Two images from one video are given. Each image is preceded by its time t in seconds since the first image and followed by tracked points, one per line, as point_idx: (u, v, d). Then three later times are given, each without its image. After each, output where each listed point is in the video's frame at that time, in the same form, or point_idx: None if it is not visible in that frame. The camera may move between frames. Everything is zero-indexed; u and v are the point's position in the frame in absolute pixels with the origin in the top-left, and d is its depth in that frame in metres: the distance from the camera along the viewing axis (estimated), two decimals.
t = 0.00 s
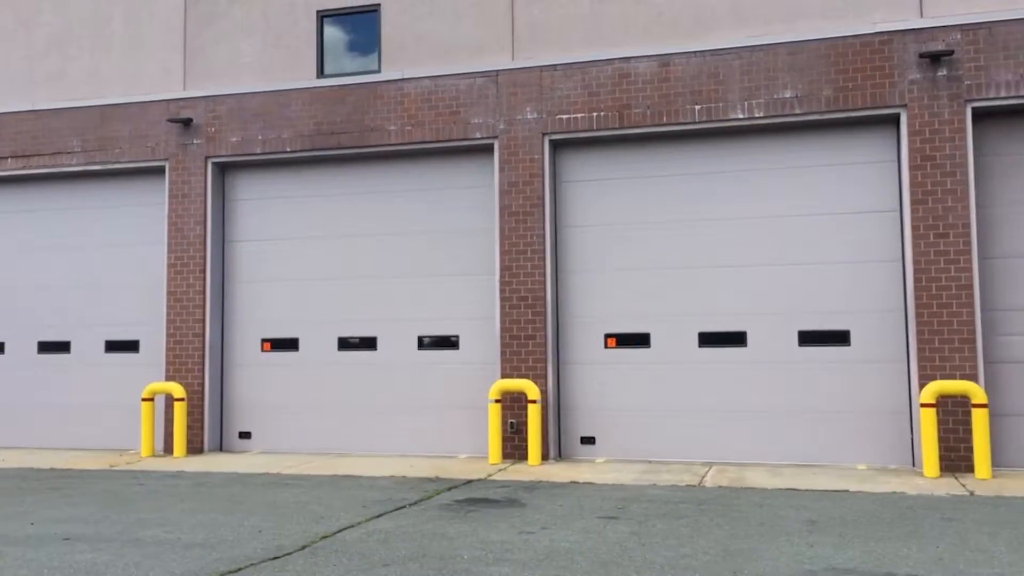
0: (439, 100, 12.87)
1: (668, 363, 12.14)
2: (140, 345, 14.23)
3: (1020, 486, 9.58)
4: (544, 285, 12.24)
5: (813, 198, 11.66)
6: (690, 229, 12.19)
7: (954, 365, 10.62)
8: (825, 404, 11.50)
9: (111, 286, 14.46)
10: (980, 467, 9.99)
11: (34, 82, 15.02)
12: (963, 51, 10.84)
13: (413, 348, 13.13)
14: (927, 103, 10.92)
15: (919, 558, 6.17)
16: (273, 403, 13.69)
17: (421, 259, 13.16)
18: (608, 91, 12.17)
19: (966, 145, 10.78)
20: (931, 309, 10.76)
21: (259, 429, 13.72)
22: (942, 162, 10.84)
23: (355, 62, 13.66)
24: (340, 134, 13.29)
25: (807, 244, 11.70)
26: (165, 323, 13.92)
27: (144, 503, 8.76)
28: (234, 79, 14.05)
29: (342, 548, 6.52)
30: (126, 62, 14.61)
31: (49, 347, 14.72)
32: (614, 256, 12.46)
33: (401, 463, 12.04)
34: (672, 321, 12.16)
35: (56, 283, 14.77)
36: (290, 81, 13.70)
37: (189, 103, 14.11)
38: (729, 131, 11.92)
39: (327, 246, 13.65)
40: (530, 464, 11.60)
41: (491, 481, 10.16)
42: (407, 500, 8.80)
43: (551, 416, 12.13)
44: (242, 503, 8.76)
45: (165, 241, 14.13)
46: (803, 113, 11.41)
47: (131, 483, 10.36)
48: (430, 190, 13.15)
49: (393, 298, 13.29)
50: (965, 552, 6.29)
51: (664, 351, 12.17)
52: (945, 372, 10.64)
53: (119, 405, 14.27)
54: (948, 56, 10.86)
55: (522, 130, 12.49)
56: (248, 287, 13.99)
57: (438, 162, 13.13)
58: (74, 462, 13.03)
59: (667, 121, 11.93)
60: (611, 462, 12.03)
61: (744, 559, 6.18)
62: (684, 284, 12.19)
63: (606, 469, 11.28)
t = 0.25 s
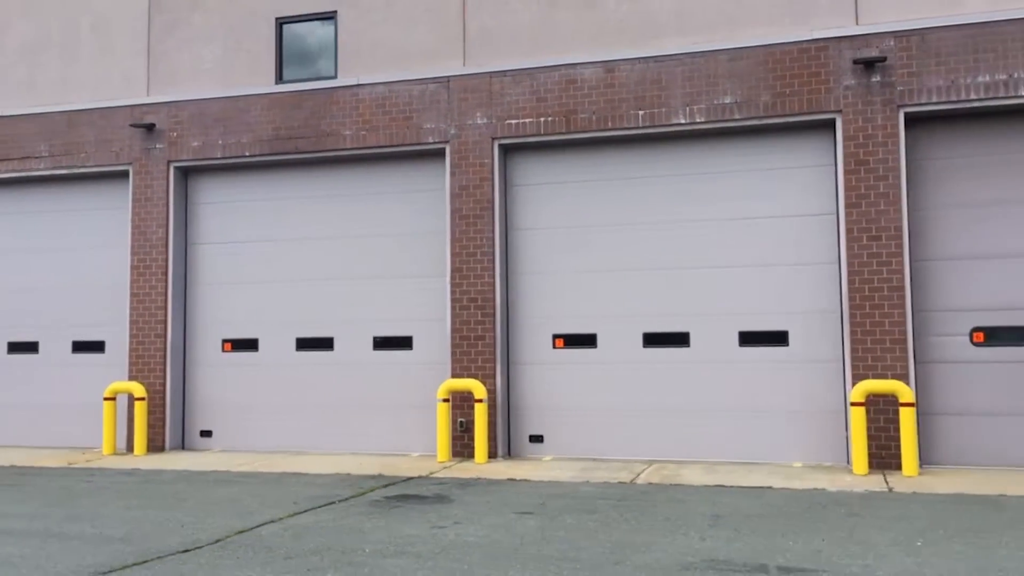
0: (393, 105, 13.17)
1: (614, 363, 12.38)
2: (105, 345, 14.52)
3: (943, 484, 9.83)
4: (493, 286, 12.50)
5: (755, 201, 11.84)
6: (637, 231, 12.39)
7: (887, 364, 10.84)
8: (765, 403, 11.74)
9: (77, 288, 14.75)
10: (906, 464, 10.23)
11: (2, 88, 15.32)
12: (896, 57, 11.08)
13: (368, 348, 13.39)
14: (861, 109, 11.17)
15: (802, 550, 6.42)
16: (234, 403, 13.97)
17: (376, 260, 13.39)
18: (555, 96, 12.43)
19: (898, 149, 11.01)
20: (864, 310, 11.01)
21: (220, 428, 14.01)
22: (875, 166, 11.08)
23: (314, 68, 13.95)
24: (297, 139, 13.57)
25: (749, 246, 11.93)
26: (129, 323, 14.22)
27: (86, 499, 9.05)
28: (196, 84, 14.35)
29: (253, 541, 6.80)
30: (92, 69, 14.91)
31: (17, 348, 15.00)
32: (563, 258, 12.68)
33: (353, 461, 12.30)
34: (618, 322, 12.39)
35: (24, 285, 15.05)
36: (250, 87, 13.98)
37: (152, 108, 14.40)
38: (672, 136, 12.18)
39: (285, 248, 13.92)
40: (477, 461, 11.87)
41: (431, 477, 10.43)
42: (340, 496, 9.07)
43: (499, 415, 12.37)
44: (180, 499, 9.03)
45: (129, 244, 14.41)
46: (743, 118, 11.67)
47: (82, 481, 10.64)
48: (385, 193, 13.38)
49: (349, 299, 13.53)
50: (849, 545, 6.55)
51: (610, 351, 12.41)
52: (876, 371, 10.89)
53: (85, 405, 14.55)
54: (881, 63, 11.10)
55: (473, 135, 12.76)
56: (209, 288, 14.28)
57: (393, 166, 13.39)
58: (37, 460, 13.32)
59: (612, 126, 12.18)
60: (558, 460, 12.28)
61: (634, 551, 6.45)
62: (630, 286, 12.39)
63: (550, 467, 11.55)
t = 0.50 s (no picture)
0: (343, 112, 13.50)
1: (556, 363, 12.65)
2: (68, 346, 14.89)
3: (860, 480, 10.00)
4: (438, 288, 12.80)
5: (690, 205, 12.11)
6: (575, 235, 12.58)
7: (813, 366, 11.17)
8: (701, 403, 11.95)
9: (42, 290, 15.12)
10: (829, 461, 10.49)
11: None
12: (823, 65, 11.37)
13: (320, 349, 13.70)
14: (790, 115, 11.46)
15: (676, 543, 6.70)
16: (192, 402, 14.32)
17: (328, 263, 13.74)
18: (498, 103, 12.74)
19: (825, 155, 11.31)
20: (791, 312, 11.31)
21: (179, 426, 14.36)
22: (803, 171, 11.37)
23: (269, 75, 14.29)
24: (252, 145, 13.91)
25: (686, 249, 12.15)
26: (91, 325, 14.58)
27: (25, 495, 9.40)
28: (156, 91, 14.70)
29: (163, 534, 7.14)
30: (56, 76, 15.28)
31: None
32: (506, 260, 12.91)
33: (301, 459, 12.63)
34: (559, 323, 12.67)
35: None
36: (207, 94, 14.33)
37: (114, 115, 14.77)
38: (611, 142, 12.49)
39: (242, 251, 14.26)
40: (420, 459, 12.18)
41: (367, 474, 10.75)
42: (269, 492, 9.40)
43: (444, 414, 12.67)
44: (116, 495, 9.38)
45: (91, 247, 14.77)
46: (677, 124, 11.96)
47: (31, 477, 11.00)
48: (336, 197, 13.73)
49: (302, 301, 13.87)
50: (724, 538, 6.85)
51: (552, 352, 12.69)
52: (803, 372, 11.20)
53: (49, 404, 14.91)
54: (808, 71, 11.40)
55: (420, 140, 13.08)
56: (169, 290, 14.62)
57: (344, 171, 13.72)
58: None
59: (553, 132, 12.48)
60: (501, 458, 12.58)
61: (516, 544, 6.74)
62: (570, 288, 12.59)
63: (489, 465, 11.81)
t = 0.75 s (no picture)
0: (302, 117, 13.78)
1: (507, 364, 12.92)
2: (38, 347, 15.22)
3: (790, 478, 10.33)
4: (393, 290, 13.07)
5: (639, 208, 12.29)
6: (528, 236, 12.93)
7: (753, 366, 11.43)
8: (647, 403, 12.22)
9: (13, 292, 15.44)
10: (763, 459, 10.81)
11: None
12: (762, 71, 11.64)
13: (281, 349, 14.01)
14: (731, 120, 11.73)
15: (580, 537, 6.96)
16: (158, 401, 14.65)
17: (289, 265, 14.06)
18: (451, 108, 13.01)
19: (764, 160, 11.59)
20: (732, 313, 11.56)
21: (145, 425, 14.69)
22: (743, 176, 11.63)
23: (233, 81, 14.58)
24: (215, 149, 14.22)
25: (633, 251, 12.34)
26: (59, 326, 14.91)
27: None
28: (123, 97, 15.01)
29: (91, 529, 7.45)
30: (27, 82, 15.60)
31: None
32: (460, 263, 13.25)
33: (259, 457, 12.94)
34: (511, 324, 12.95)
35: None
36: (172, 100, 14.64)
37: (82, 120, 15.09)
38: (560, 146, 12.74)
39: (206, 254, 14.57)
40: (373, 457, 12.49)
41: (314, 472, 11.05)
42: (212, 489, 9.69)
43: (399, 413, 12.93)
44: (63, 491, 9.69)
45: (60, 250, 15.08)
46: (623, 129, 12.23)
47: None
48: (297, 201, 14.04)
49: (264, 302, 14.18)
50: (626, 531, 7.13)
51: (504, 352, 12.95)
52: (743, 372, 11.46)
53: (19, 404, 15.24)
54: (748, 77, 11.67)
55: (376, 145, 13.36)
56: (136, 292, 14.94)
57: (304, 175, 14.02)
58: None
59: (503, 137, 12.74)
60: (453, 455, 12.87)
61: (425, 537, 7.02)
62: (522, 289, 12.93)
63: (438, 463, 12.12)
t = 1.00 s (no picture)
0: (259, 124, 14.15)
1: (457, 364, 13.25)
2: (8, 347, 15.62)
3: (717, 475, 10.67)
4: (346, 292, 13.42)
5: (583, 213, 12.69)
6: (476, 240, 13.27)
7: (689, 366, 11.72)
8: (589, 402, 12.54)
9: None
10: (695, 457, 11.14)
11: None
12: (699, 79, 11.94)
13: (240, 350, 14.38)
14: (669, 127, 12.03)
15: (478, 530, 7.27)
16: (123, 401, 15.04)
17: (249, 268, 14.43)
18: (402, 115, 13.35)
19: (700, 165, 11.89)
20: (668, 315, 11.88)
21: (111, 424, 15.09)
22: (680, 181, 11.94)
23: (195, 88, 14.94)
24: (176, 155, 14.59)
25: (577, 254, 12.67)
26: (28, 327, 15.30)
27: None
28: (89, 104, 15.39)
29: (21, 523, 7.80)
30: None
31: None
32: (412, 265, 13.57)
33: (215, 455, 13.32)
34: (460, 325, 13.28)
35: None
36: (136, 107, 15.01)
37: (49, 127, 15.47)
38: (507, 152, 13.07)
39: (169, 257, 14.94)
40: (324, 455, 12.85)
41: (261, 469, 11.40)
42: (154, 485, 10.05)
43: (351, 412, 13.28)
44: (11, 488, 10.06)
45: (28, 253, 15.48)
46: (566, 135, 12.54)
47: None
48: (256, 206, 14.41)
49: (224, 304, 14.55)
50: (527, 525, 7.45)
51: (454, 352, 13.29)
52: (680, 371, 11.75)
53: None
54: (685, 84, 11.97)
55: (330, 151, 13.71)
56: (102, 294, 15.33)
57: (263, 180, 14.39)
58: None
59: (452, 143, 13.07)
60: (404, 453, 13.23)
61: (333, 530, 7.35)
62: (471, 292, 13.26)
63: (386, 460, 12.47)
